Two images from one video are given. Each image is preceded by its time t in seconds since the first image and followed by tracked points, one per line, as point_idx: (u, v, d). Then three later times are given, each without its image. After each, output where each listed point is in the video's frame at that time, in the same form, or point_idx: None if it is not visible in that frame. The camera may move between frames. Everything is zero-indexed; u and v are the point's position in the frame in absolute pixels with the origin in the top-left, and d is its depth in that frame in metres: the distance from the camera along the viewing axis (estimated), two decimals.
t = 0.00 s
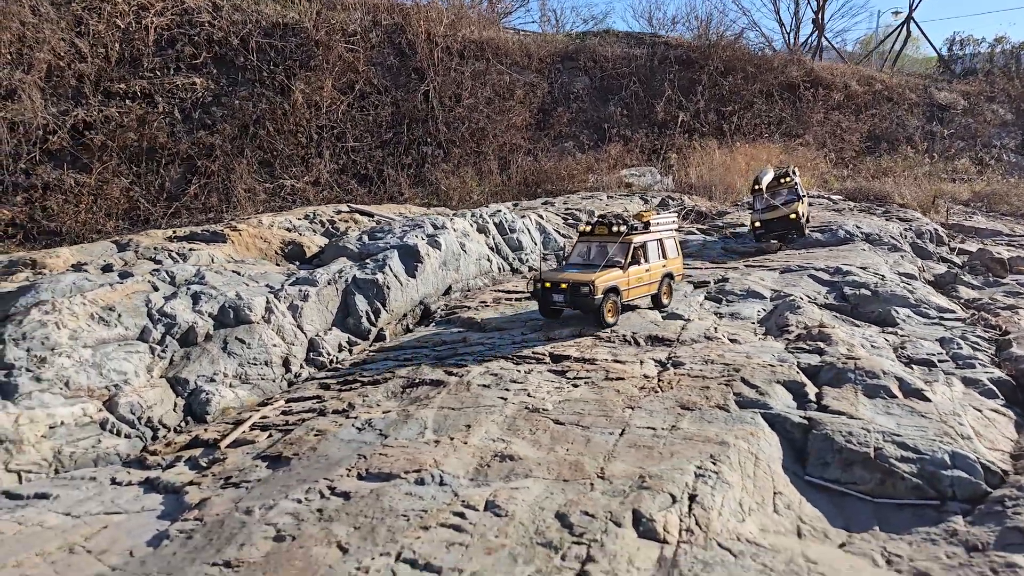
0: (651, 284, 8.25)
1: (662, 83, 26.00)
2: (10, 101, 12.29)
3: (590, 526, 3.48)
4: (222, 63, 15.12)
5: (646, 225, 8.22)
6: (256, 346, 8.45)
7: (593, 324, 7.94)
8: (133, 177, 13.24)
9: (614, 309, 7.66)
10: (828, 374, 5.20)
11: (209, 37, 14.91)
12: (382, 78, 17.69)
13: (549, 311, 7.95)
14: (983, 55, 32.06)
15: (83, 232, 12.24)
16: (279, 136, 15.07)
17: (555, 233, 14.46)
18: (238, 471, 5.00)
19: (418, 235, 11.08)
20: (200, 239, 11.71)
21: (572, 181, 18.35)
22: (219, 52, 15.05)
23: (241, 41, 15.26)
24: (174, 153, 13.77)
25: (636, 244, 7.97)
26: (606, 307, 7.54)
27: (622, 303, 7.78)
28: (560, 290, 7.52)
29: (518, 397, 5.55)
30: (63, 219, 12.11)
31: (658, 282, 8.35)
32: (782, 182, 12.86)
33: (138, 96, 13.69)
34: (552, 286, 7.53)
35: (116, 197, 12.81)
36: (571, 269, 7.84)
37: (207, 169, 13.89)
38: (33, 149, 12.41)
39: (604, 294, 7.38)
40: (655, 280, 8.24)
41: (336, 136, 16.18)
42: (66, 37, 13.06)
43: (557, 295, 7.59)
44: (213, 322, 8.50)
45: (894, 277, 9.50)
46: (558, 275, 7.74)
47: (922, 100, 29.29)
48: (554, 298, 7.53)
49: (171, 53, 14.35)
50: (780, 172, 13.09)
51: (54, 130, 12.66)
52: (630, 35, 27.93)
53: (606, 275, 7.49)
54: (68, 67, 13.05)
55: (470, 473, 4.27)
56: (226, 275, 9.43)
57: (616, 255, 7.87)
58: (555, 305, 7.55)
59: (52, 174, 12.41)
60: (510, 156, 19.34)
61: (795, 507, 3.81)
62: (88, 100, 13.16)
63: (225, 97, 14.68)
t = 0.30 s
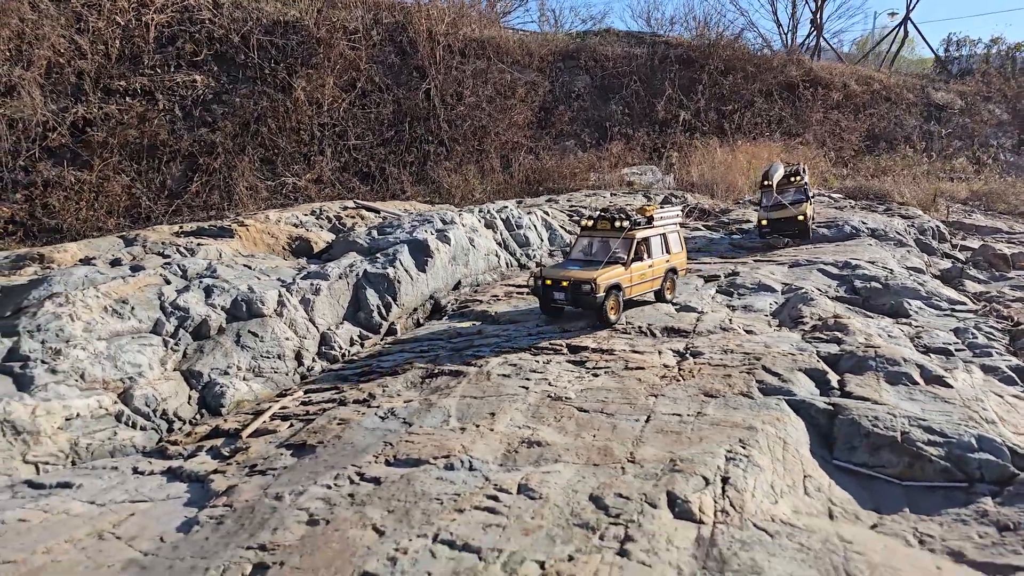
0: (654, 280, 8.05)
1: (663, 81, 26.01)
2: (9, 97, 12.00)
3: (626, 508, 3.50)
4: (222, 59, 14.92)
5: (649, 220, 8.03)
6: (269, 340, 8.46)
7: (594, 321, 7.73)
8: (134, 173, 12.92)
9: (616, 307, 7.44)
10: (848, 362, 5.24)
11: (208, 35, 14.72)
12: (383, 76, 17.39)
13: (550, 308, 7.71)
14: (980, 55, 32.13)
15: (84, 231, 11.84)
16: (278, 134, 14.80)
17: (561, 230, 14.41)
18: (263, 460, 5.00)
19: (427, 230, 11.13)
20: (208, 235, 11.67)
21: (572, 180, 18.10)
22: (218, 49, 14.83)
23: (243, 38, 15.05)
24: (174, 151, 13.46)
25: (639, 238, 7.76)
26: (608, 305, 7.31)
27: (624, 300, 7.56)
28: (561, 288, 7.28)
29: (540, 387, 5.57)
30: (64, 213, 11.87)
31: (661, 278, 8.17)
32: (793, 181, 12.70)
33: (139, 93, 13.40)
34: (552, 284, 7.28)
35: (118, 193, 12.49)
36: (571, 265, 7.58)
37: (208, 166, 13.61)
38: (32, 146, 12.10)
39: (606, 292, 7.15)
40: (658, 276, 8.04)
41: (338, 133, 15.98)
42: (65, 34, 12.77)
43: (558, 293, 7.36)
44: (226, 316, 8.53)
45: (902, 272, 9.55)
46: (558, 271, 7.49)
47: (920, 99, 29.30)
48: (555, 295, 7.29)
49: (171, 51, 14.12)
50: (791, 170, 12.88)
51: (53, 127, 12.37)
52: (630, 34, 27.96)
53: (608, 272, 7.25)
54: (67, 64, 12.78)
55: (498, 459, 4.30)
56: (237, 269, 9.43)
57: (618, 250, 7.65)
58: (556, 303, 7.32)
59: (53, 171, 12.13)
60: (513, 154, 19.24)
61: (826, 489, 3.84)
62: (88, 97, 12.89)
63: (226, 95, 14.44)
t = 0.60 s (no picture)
0: (652, 274, 8.01)
1: (662, 80, 26.00)
2: (7, 94, 11.37)
3: (656, 487, 3.53)
4: (220, 56, 14.25)
5: (645, 213, 7.99)
6: (279, 332, 8.48)
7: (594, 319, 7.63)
8: (134, 170, 12.45)
9: (616, 304, 7.35)
10: (864, 348, 5.30)
11: (208, 31, 14.00)
12: (382, 73, 16.79)
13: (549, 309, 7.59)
14: (975, 56, 32.19)
15: (83, 228, 11.62)
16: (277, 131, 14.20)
17: (565, 226, 14.41)
18: (284, 446, 5.02)
19: (434, 224, 11.19)
20: (213, 230, 11.52)
21: (573, 178, 17.97)
22: (216, 45, 14.14)
23: (243, 34, 14.39)
24: (174, 149, 12.93)
25: (636, 233, 7.71)
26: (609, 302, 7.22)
27: (625, 296, 7.48)
28: (560, 288, 7.16)
29: (557, 375, 5.61)
30: (63, 210, 11.57)
31: (659, 271, 8.14)
32: (806, 180, 12.53)
33: (137, 91, 12.77)
34: (551, 284, 7.16)
35: (117, 189, 12.11)
36: (569, 264, 7.48)
37: (208, 164, 13.12)
38: (30, 144, 11.56)
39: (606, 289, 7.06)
40: (656, 271, 8.00)
41: (337, 131, 15.54)
42: (61, 29, 12.02)
43: (557, 292, 7.24)
44: (236, 309, 8.54)
45: (908, 265, 9.61)
46: (556, 272, 7.37)
47: (916, 99, 29.30)
48: (554, 296, 7.18)
49: (171, 47, 13.46)
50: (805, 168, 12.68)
51: (51, 124, 11.80)
52: (629, 33, 27.95)
53: (607, 269, 7.15)
54: (64, 60, 12.08)
55: (523, 443, 4.33)
56: (246, 262, 9.44)
57: (614, 246, 7.57)
58: (556, 303, 7.20)
59: (52, 169, 11.62)
60: (513, 152, 18.99)
61: (850, 470, 3.88)
62: (85, 94, 12.26)
63: (225, 93, 13.85)
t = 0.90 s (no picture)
0: (650, 269, 7.84)
1: (659, 79, 25.99)
2: (3, 91, 11.32)
3: (685, 467, 3.58)
4: (219, 55, 14.21)
5: (641, 208, 7.87)
6: (290, 325, 8.51)
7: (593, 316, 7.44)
8: (132, 168, 12.28)
9: (615, 301, 7.16)
10: (879, 336, 5.37)
11: (205, 30, 13.97)
12: (380, 71, 16.54)
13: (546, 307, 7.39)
14: (969, 55, 32.22)
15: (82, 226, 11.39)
16: (277, 130, 14.00)
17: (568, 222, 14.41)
18: (307, 434, 5.06)
19: (441, 219, 11.24)
20: (217, 226, 11.50)
21: (573, 177, 17.60)
22: (213, 44, 14.10)
23: (240, 32, 14.31)
24: (171, 146, 12.80)
25: (632, 228, 7.57)
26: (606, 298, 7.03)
27: (623, 292, 7.30)
28: (556, 284, 6.97)
29: (575, 364, 5.65)
30: (60, 209, 11.26)
31: (657, 267, 7.98)
32: (807, 175, 12.59)
33: (134, 88, 12.77)
34: (547, 281, 6.97)
35: (115, 187, 11.90)
36: (565, 261, 7.29)
37: (206, 162, 12.92)
38: (28, 142, 11.49)
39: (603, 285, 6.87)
40: (654, 266, 7.85)
41: (336, 129, 15.19)
42: (58, 26, 11.98)
43: (553, 290, 7.06)
44: (246, 302, 8.55)
45: (913, 259, 9.68)
46: (552, 269, 7.18)
47: (911, 98, 29.26)
48: (550, 293, 6.99)
49: (167, 44, 13.48)
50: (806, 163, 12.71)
51: (48, 122, 11.73)
52: (626, 33, 27.93)
53: (603, 265, 6.96)
54: (61, 58, 12.02)
55: (547, 428, 4.38)
56: (255, 256, 9.45)
57: (611, 241, 7.44)
58: (552, 301, 7.00)
59: (49, 166, 11.48)
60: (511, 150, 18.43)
61: (872, 452, 3.95)
62: (82, 91, 12.19)
63: (223, 90, 13.75)
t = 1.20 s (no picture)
0: (649, 266, 7.63)
1: (656, 78, 25.64)
2: None
3: (712, 447, 3.63)
4: (217, 53, 13.90)
5: (641, 202, 7.63)
6: (300, 318, 8.53)
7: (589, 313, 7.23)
8: (130, 166, 11.99)
9: (611, 298, 6.95)
10: (893, 324, 5.45)
11: (202, 27, 13.71)
12: (379, 68, 16.17)
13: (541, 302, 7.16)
14: (963, 55, 32.11)
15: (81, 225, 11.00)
16: (277, 129, 13.81)
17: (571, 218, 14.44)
18: (327, 421, 5.09)
19: (446, 214, 11.27)
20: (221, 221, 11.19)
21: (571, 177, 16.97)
22: (211, 41, 13.81)
23: (238, 31, 14.00)
24: (170, 144, 12.53)
25: (631, 223, 7.34)
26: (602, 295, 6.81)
27: (620, 289, 7.10)
28: (551, 280, 6.75)
29: (591, 352, 5.69)
30: (57, 206, 11.04)
31: (655, 264, 7.76)
32: (804, 173, 12.84)
33: (132, 86, 12.48)
34: (542, 276, 6.74)
35: (113, 184, 11.62)
36: (562, 256, 7.06)
37: (206, 159, 12.69)
38: (24, 139, 11.11)
39: (600, 282, 6.66)
40: (652, 262, 7.63)
41: (334, 127, 14.83)
42: (55, 23, 11.70)
43: (549, 286, 6.83)
44: (256, 295, 8.60)
45: (917, 253, 9.77)
46: (548, 263, 6.95)
47: (905, 97, 28.41)
48: (546, 289, 6.77)
49: (164, 43, 13.21)
50: (802, 161, 12.94)
51: (45, 119, 11.37)
52: (623, 32, 27.61)
53: (601, 261, 6.75)
54: (58, 55, 11.73)
55: (570, 413, 4.43)
56: (263, 250, 9.48)
57: (608, 237, 7.20)
58: (547, 297, 6.78)
59: (48, 164, 11.16)
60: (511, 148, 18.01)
61: (893, 433, 4.01)
62: (80, 89, 11.87)
63: (222, 87, 13.50)
